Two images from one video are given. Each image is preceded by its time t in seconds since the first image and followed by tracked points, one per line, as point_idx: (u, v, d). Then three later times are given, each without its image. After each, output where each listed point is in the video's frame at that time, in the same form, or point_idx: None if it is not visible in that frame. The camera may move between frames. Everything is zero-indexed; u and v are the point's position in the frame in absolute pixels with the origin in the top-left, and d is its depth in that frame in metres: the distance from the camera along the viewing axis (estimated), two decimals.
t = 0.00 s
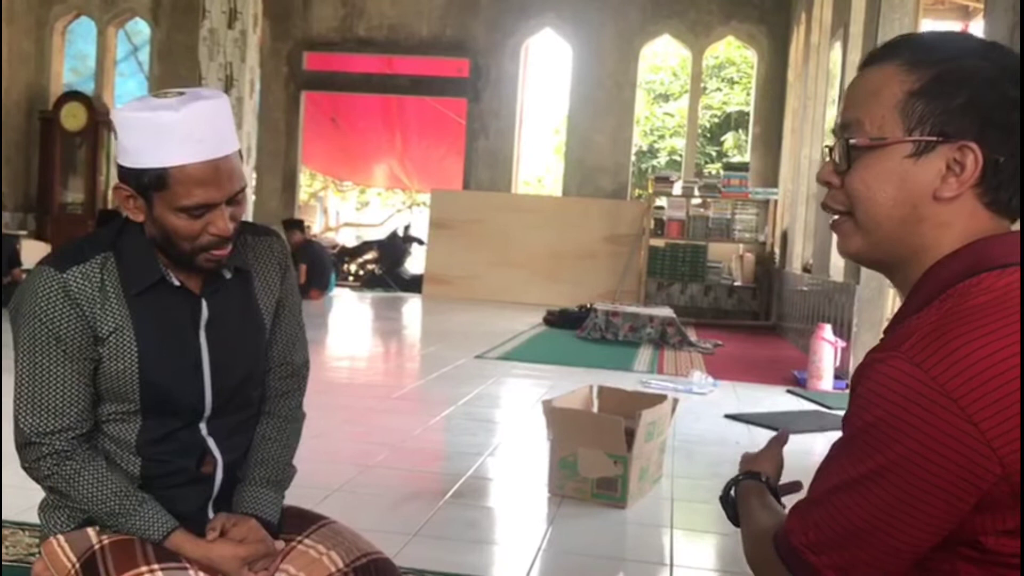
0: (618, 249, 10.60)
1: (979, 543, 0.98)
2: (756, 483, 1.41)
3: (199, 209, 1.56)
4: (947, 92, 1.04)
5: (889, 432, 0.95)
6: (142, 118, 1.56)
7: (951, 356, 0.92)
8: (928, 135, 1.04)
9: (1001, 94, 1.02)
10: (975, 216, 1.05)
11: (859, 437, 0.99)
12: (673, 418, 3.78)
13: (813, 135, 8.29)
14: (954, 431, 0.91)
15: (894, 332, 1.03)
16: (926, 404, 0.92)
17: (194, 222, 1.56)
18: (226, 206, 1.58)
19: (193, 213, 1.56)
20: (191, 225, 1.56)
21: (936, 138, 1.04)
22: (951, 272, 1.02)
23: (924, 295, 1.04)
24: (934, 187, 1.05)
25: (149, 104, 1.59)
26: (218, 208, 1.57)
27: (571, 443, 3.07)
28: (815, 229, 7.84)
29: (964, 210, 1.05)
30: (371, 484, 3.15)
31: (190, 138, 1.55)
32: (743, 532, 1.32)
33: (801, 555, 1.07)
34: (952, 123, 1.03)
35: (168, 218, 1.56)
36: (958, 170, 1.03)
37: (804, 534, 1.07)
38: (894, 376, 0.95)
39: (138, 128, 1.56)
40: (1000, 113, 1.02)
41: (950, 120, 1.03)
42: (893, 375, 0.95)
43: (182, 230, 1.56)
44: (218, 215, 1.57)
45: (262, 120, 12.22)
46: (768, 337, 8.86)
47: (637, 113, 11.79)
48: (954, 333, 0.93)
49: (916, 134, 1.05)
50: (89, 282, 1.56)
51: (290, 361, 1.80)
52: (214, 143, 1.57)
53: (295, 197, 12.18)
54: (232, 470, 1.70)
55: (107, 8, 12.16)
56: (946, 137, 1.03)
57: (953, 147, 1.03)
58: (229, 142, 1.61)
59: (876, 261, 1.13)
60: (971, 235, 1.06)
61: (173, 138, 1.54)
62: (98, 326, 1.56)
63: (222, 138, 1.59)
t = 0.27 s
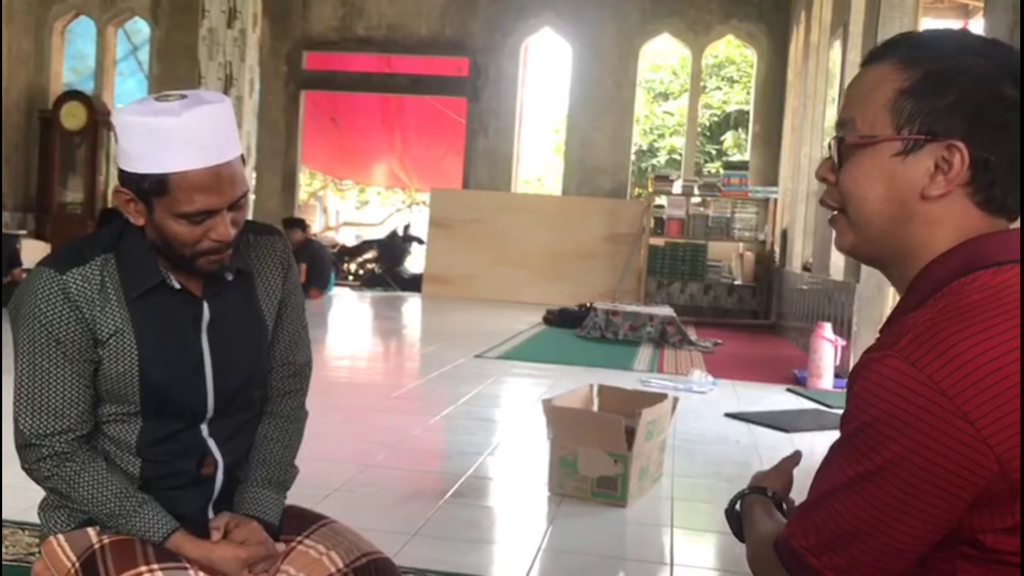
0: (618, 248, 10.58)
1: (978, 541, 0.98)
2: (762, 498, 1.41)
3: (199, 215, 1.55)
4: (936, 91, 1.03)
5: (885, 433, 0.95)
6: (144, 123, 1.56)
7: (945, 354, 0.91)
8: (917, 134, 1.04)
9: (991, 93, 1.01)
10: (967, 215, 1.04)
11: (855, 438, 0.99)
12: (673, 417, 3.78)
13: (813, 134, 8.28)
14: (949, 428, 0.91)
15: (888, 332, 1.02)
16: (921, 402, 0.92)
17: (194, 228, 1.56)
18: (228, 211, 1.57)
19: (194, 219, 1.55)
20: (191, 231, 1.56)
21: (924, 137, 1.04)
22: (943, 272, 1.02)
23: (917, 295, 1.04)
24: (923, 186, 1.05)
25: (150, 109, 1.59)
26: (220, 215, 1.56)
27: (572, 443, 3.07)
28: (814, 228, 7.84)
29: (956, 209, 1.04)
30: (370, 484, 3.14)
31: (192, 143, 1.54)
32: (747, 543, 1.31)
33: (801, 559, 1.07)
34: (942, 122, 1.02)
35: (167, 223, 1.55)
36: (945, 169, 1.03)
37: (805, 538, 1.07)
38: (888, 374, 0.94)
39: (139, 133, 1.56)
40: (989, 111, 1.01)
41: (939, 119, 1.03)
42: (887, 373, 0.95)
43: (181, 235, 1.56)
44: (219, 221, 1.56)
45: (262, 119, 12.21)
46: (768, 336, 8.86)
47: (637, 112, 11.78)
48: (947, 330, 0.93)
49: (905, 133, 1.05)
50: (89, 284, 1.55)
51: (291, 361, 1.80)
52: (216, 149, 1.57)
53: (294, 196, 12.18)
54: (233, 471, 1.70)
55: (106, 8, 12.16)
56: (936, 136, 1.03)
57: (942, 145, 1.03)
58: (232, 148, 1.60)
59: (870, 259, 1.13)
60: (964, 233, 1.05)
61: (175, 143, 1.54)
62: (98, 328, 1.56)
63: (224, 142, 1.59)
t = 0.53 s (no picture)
0: (619, 246, 10.59)
1: (984, 540, 0.97)
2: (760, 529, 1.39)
3: (203, 217, 1.55)
4: (939, 86, 1.03)
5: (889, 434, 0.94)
6: (145, 125, 1.55)
7: (950, 352, 0.91)
8: (919, 129, 1.03)
9: (994, 87, 1.00)
10: (970, 210, 1.04)
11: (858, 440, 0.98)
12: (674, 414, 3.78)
13: (814, 132, 8.27)
14: (955, 425, 0.90)
15: (892, 329, 1.02)
16: (928, 400, 0.91)
17: (197, 229, 1.55)
18: (231, 213, 1.57)
19: (197, 222, 1.55)
20: (195, 232, 1.56)
21: (927, 132, 1.03)
22: (947, 269, 1.02)
23: (922, 292, 1.04)
24: (925, 180, 1.04)
25: (153, 110, 1.58)
26: (221, 216, 1.56)
27: (574, 441, 3.06)
28: (816, 226, 7.84)
29: (959, 204, 1.04)
30: (372, 482, 3.14)
31: (195, 146, 1.53)
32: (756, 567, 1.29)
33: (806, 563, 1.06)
34: (945, 117, 1.02)
35: (170, 224, 1.55)
36: (948, 164, 1.02)
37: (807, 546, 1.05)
38: (893, 373, 0.94)
39: (140, 134, 1.55)
40: (993, 106, 1.00)
41: (943, 114, 1.02)
42: (891, 371, 0.94)
43: (185, 236, 1.55)
44: (222, 223, 1.56)
45: (263, 117, 12.21)
46: (770, 333, 8.86)
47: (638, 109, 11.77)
48: (951, 327, 0.92)
49: (907, 128, 1.04)
50: (91, 284, 1.55)
51: (295, 359, 1.80)
52: (217, 151, 1.55)
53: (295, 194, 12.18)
54: (236, 469, 1.70)
55: (107, 6, 12.15)
56: (939, 131, 1.03)
57: (944, 141, 1.02)
58: (235, 149, 1.59)
59: (874, 253, 1.13)
60: (967, 229, 1.04)
61: (177, 146, 1.53)
62: (100, 328, 1.55)
63: (226, 144, 1.57)
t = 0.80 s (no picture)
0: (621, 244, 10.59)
1: (999, 541, 0.97)
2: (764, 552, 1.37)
3: (203, 214, 1.54)
4: (941, 85, 1.02)
5: (908, 441, 0.92)
6: (146, 123, 1.55)
7: (968, 356, 0.89)
8: (925, 129, 1.03)
9: (995, 82, 1.00)
10: (978, 207, 1.03)
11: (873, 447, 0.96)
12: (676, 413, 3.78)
13: (816, 129, 8.26)
14: (976, 430, 0.88)
15: (904, 331, 1.00)
16: (948, 404, 0.89)
17: (198, 226, 1.55)
18: (232, 211, 1.56)
19: (197, 219, 1.54)
20: (195, 230, 1.55)
21: (933, 132, 1.03)
22: (958, 268, 1.01)
23: (933, 291, 1.03)
24: (933, 180, 1.04)
25: (156, 108, 1.58)
26: (223, 212, 1.55)
27: (574, 439, 3.06)
28: (818, 224, 7.83)
29: (968, 203, 1.03)
30: (374, 480, 3.14)
31: (197, 143, 1.53)
32: None
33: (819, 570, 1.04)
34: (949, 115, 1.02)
35: (171, 221, 1.54)
36: (956, 163, 1.02)
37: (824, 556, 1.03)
38: (909, 378, 0.92)
39: (141, 133, 1.55)
40: (996, 103, 1.00)
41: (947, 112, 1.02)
42: (908, 376, 0.92)
43: (186, 235, 1.55)
44: (223, 220, 1.56)
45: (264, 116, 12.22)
46: (771, 331, 8.87)
47: (639, 107, 11.77)
48: (968, 329, 0.91)
49: (913, 129, 1.04)
50: (93, 282, 1.55)
51: (298, 357, 1.79)
52: (216, 149, 1.55)
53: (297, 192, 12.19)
54: (239, 468, 1.70)
55: (109, 5, 12.15)
56: (943, 130, 1.02)
57: (951, 139, 1.02)
58: (235, 148, 1.58)
59: (881, 256, 1.12)
60: (976, 227, 1.04)
61: (177, 142, 1.52)
62: (102, 326, 1.55)
63: (226, 142, 1.56)
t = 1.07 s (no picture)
0: (622, 243, 10.59)
1: (1001, 542, 0.97)
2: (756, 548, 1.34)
3: (192, 204, 1.54)
4: (940, 85, 1.02)
5: (913, 442, 0.92)
6: (130, 115, 1.55)
7: (974, 354, 0.89)
8: (926, 132, 1.03)
9: (993, 81, 1.00)
10: (983, 207, 1.03)
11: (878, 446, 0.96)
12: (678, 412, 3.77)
13: (817, 128, 8.26)
14: (981, 430, 0.88)
15: (909, 331, 1.00)
16: (953, 403, 0.89)
17: (190, 216, 1.55)
18: (220, 198, 1.56)
19: (187, 208, 1.54)
20: (185, 219, 1.55)
21: (933, 134, 1.02)
22: (962, 267, 1.01)
23: (936, 291, 1.03)
24: (937, 183, 1.03)
25: (137, 100, 1.57)
26: (213, 201, 1.55)
27: (576, 439, 3.06)
28: (819, 223, 7.83)
29: (972, 203, 1.03)
30: (375, 480, 3.14)
31: (181, 132, 1.53)
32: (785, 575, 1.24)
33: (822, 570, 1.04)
34: (948, 116, 1.02)
35: (160, 212, 1.55)
36: (959, 163, 1.02)
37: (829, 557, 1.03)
38: (916, 377, 0.92)
39: (126, 125, 1.55)
40: (995, 101, 1.00)
41: (947, 115, 1.02)
42: (913, 375, 0.92)
43: (176, 225, 1.55)
44: (213, 209, 1.56)
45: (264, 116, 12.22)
46: (773, 330, 8.87)
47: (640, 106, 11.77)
48: (974, 328, 0.91)
49: (913, 132, 1.03)
50: (89, 278, 1.55)
51: (295, 354, 1.79)
52: (199, 138, 1.54)
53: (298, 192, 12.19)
54: (240, 467, 1.70)
55: (109, 5, 12.15)
56: (942, 131, 1.02)
57: (953, 140, 1.02)
58: (219, 136, 1.58)
59: (885, 262, 1.11)
60: (979, 227, 1.04)
61: (163, 133, 1.52)
62: (99, 322, 1.55)
63: (209, 131, 1.56)
